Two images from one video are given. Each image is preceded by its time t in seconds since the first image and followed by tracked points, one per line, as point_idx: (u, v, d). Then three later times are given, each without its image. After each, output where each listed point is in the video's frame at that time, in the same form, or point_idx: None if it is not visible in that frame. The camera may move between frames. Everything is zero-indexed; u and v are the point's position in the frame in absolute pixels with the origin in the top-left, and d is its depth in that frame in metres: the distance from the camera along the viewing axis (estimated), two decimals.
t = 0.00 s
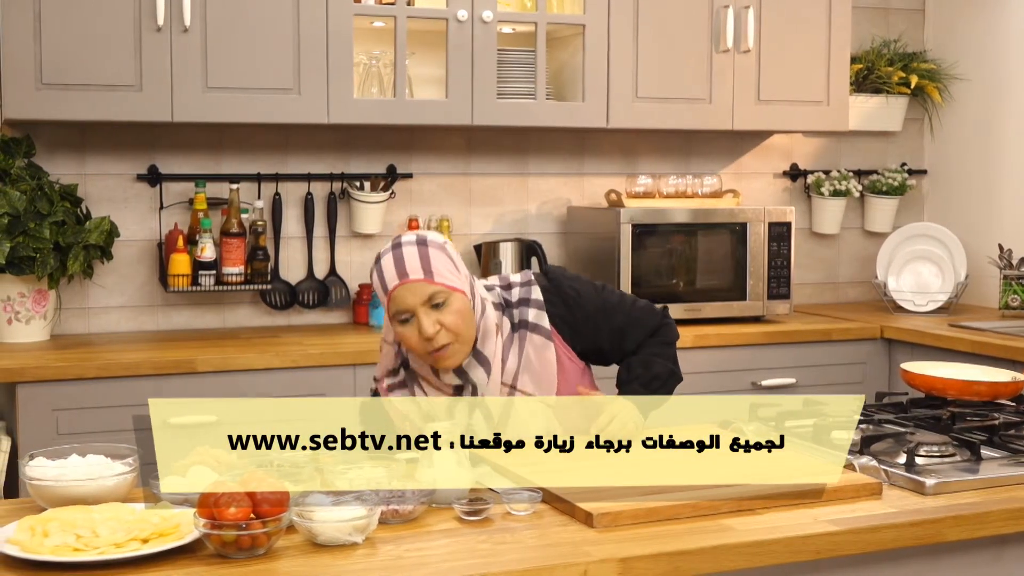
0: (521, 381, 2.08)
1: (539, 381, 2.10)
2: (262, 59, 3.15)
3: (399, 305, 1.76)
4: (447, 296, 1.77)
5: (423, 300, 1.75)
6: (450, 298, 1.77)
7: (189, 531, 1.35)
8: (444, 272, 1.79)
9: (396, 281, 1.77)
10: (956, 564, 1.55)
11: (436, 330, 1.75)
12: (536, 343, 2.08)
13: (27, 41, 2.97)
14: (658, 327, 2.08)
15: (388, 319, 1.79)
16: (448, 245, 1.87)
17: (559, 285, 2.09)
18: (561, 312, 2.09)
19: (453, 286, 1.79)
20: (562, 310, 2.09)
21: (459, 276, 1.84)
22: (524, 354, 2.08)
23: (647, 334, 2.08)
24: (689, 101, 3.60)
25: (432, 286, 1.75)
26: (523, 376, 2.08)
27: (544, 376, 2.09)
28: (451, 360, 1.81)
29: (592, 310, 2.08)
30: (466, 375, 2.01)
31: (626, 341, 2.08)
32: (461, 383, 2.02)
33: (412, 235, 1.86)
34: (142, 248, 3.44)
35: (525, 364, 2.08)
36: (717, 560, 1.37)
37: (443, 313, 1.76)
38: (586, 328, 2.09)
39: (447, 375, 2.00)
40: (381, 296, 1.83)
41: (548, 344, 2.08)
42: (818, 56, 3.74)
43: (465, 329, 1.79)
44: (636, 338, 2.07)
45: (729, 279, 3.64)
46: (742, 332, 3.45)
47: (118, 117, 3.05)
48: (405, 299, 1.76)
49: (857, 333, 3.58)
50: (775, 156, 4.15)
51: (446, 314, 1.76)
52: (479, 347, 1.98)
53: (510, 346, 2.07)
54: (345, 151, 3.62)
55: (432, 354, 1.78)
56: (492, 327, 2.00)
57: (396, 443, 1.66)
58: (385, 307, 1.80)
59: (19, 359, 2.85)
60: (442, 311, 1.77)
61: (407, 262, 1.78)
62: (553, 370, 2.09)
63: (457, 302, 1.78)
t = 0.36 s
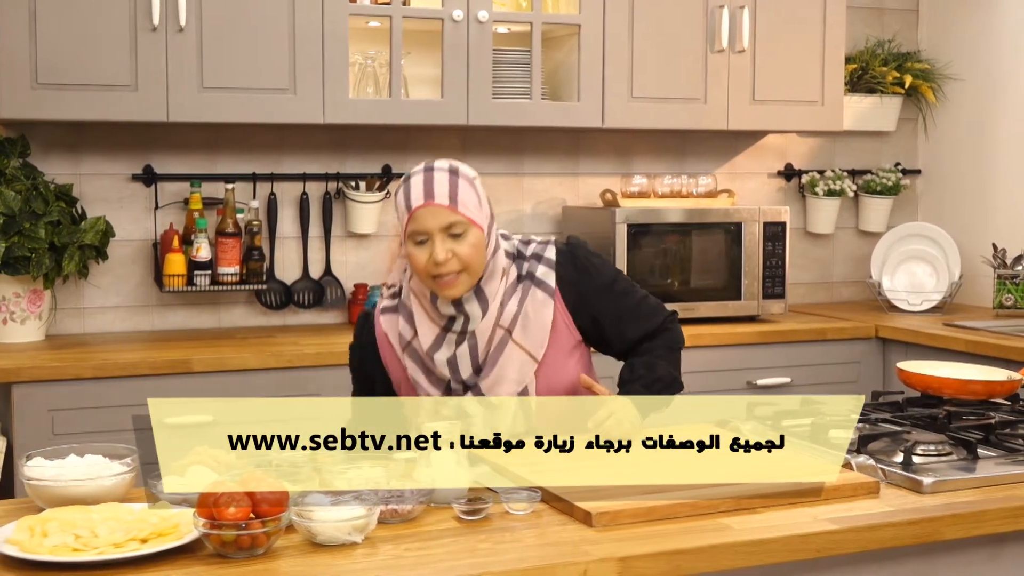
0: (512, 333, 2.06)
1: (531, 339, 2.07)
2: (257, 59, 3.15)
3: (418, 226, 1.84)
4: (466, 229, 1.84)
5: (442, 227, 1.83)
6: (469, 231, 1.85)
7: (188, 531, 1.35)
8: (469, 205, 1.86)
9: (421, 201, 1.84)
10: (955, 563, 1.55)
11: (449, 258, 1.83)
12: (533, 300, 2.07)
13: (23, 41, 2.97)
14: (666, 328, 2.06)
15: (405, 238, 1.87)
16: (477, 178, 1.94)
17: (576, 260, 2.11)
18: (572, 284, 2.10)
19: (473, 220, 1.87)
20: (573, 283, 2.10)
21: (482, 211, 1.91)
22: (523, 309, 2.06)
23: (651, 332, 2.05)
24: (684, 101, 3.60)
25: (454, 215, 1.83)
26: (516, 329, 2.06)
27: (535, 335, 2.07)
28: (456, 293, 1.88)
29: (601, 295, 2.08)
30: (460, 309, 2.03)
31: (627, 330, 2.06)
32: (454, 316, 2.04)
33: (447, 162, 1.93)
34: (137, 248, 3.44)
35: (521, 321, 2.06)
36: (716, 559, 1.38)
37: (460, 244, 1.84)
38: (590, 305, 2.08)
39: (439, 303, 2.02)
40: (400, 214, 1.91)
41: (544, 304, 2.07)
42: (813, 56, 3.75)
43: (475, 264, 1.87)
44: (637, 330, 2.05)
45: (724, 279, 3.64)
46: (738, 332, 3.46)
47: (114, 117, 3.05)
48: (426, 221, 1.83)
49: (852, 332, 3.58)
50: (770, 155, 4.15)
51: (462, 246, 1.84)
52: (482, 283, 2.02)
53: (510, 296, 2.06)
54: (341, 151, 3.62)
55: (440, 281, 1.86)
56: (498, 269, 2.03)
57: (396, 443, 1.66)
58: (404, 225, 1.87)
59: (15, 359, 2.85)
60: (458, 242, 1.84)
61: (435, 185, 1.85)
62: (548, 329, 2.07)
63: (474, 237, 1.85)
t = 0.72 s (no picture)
0: (533, 276, 2.08)
1: (550, 288, 2.08)
2: (250, 59, 3.15)
3: (473, 159, 2.00)
4: (516, 171, 2.00)
5: (493, 164, 1.99)
6: (519, 174, 2.00)
7: (183, 532, 1.35)
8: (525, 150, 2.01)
9: (481, 136, 1.99)
10: (948, 562, 1.56)
11: (493, 193, 1.99)
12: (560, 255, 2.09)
13: (15, 42, 2.96)
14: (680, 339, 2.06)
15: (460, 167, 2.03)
16: (541, 129, 2.08)
17: (614, 245, 2.10)
18: (605, 263, 2.10)
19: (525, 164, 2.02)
20: (604, 266, 2.10)
21: (537, 160, 2.05)
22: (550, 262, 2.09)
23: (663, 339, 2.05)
24: (676, 101, 3.61)
25: (507, 155, 1.99)
26: (539, 278, 2.08)
27: (554, 286, 2.08)
28: (494, 229, 2.04)
29: (626, 285, 2.08)
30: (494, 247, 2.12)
31: (643, 328, 2.07)
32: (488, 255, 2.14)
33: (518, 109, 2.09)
34: (129, 248, 3.43)
35: (545, 272, 2.08)
36: (710, 559, 1.38)
37: (506, 183, 2.00)
38: (618, 288, 2.08)
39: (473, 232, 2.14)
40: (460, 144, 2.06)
41: (569, 262, 2.09)
42: (804, 57, 3.76)
43: (517, 205, 2.03)
44: (654, 329, 2.06)
45: (716, 279, 3.65)
46: (730, 332, 3.46)
47: (106, 117, 3.04)
48: (481, 155, 2.00)
49: (844, 332, 3.59)
50: (761, 155, 4.16)
51: (507, 186, 2.00)
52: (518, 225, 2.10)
53: (542, 247, 2.11)
54: (333, 151, 3.61)
55: (481, 214, 2.02)
56: (538, 220, 2.11)
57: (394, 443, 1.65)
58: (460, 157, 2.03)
59: (7, 360, 2.84)
60: (506, 181, 2.01)
61: (499, 125, 2.00)
62: (569, 286, 2.09)
63: (521, 181, 2.01)
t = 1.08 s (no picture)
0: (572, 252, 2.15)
1: (588, 264, 2.15)
2: (241, 59, 3.15)
3: (520, 151, 2.05)
4: (561, 163, 2.05)
5: (541, 156, 2.03)
6: (564, 166, 2.05)
7: (177, 533, 1.35)
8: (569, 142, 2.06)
9: (529, 129, 2.04)
10: (940, 561, 1.57)
11: (540, 184, 2.04)
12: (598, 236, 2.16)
13: (6, 42, 2.95)
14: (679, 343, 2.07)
15: (504, 157, 2.07)
16: (580, 120, 2.13)
17: (644, 250, 2.18)
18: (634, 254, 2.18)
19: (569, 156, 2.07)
20: (634, 262, 2.18)
21: (578, 151, 2.10)
22: (589, 242, 2.16)
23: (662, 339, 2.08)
24: (667, 101, 3.62)
25: (554, 148, 2.03)
26: (577, 254, 2.16)
27: (592, 262, 2.15)
28: (536, 217, 2.10)
29: (646, 286, 2.15)
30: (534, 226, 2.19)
31: (652, 320, 2.11)
32: (527, 232, 2.20)
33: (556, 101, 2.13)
34: (120, 248, 3.43)
35: (584, 249, 2.15)
36: (702, 558, 1.39)
37: (552, 174, 2.05)
38: (641, 278, 2.16)
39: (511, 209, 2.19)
40: (501, 135, 2.11)
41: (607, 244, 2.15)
42: (795, 57, 3.77)
43: (561, 196, 2.08)
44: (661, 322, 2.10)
45: (707, 279, 3.66)
46: (721, 332, 3.47)
47: (96, 117, 3.04)
48: (528, 147, 2.04)
49: (834, 332, 3.60)
50: (752, 156, 4.17)
51: (553, 176, 2.05)
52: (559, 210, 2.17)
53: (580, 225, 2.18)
54: (324, 151, 3.61)
55: (526, 204, 2.07)
56: (577, 206, 2.18)
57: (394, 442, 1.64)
58: (505, 148, 2.08)
59: None
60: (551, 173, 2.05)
61: (546, 118, 2.05)
62: (604, 265, 2.15)
63: (567, 172, 2.06)
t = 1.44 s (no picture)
0: (591, 257, 2.16)
1: (604, 268, 2.16)
2: (233, 59, 3.14)
3: (541, 152, 2.02)
4: (578, 164, 2.05)
5: (562, 158, 2.02)
6: (580, 167, 2.06)
7: (171, 533, 1.35)
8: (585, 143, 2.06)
9: (552, 131, 2.02)
10: (933, 560, 1.58)
11: (562, 186, 2.03)
12: (609, 242, 2.18)
13: None
14: (672, 340, 2.19)
15: (522, 157, 2.04)
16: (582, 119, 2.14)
17: (639, 249, 2.24)
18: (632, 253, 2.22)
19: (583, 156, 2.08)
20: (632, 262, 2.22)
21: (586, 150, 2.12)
22: (599, 247, 2.17)
23: (658, 338, 2.19)
24: (659, 101, 3.62)
25: (575, 149, 2.03)
26: (591, 260, 2.16)
27: (607, 267, 2.16)
28: (552, 217, 2.08)
29: (641, 285, 2.22)
30: (545, 228, 2.14)
31: (646, 321, 2.20)
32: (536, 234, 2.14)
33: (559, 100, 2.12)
34: (112, 248, 3.42)
35: (597, 254, 2.16)
36: (696, 557, 1.39)
37: (571, 175, 2.05)
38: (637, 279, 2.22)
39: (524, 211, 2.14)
40: (512, 135, 2.07)
41: (617, 248, 2.18)
42: (787, 57, 3.77)
43: (576, 196, 2.08)
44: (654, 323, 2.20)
45: (698, 279, 3.66)
46: (713, 332, 3.47)
47: (88, 116, 3.03)
48: (550, 150, 2.02)
49: (826, 332, 3.61)
50: (743, 155, 4.18)
51: (571, 177, 2.05)
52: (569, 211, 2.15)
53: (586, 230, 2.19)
54: (316, 151, 3.61)
55: (544, 205, 2.06)
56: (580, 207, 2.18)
57: (394, 442, 1.62)
58: (521, 149, 2.04)
59: None
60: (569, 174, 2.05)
61: (565, 119, 2.03)
62: (614, 270, 2.17)
63: (582, 173, 2.07)
